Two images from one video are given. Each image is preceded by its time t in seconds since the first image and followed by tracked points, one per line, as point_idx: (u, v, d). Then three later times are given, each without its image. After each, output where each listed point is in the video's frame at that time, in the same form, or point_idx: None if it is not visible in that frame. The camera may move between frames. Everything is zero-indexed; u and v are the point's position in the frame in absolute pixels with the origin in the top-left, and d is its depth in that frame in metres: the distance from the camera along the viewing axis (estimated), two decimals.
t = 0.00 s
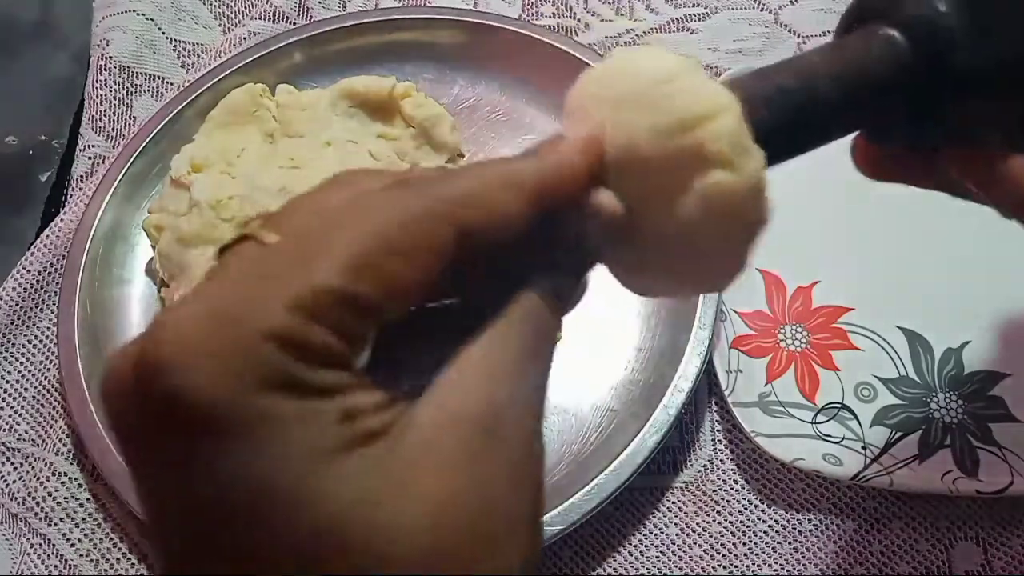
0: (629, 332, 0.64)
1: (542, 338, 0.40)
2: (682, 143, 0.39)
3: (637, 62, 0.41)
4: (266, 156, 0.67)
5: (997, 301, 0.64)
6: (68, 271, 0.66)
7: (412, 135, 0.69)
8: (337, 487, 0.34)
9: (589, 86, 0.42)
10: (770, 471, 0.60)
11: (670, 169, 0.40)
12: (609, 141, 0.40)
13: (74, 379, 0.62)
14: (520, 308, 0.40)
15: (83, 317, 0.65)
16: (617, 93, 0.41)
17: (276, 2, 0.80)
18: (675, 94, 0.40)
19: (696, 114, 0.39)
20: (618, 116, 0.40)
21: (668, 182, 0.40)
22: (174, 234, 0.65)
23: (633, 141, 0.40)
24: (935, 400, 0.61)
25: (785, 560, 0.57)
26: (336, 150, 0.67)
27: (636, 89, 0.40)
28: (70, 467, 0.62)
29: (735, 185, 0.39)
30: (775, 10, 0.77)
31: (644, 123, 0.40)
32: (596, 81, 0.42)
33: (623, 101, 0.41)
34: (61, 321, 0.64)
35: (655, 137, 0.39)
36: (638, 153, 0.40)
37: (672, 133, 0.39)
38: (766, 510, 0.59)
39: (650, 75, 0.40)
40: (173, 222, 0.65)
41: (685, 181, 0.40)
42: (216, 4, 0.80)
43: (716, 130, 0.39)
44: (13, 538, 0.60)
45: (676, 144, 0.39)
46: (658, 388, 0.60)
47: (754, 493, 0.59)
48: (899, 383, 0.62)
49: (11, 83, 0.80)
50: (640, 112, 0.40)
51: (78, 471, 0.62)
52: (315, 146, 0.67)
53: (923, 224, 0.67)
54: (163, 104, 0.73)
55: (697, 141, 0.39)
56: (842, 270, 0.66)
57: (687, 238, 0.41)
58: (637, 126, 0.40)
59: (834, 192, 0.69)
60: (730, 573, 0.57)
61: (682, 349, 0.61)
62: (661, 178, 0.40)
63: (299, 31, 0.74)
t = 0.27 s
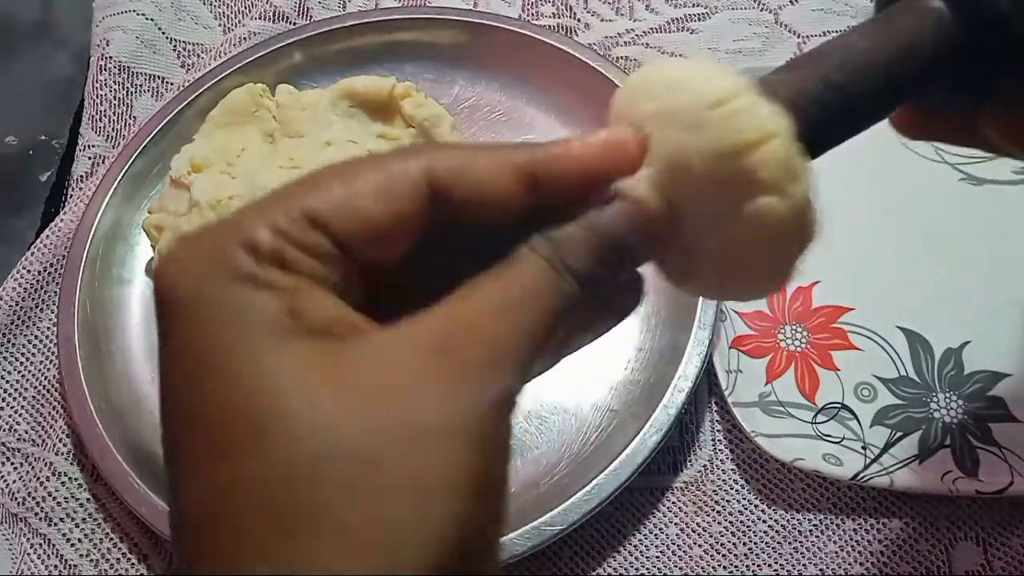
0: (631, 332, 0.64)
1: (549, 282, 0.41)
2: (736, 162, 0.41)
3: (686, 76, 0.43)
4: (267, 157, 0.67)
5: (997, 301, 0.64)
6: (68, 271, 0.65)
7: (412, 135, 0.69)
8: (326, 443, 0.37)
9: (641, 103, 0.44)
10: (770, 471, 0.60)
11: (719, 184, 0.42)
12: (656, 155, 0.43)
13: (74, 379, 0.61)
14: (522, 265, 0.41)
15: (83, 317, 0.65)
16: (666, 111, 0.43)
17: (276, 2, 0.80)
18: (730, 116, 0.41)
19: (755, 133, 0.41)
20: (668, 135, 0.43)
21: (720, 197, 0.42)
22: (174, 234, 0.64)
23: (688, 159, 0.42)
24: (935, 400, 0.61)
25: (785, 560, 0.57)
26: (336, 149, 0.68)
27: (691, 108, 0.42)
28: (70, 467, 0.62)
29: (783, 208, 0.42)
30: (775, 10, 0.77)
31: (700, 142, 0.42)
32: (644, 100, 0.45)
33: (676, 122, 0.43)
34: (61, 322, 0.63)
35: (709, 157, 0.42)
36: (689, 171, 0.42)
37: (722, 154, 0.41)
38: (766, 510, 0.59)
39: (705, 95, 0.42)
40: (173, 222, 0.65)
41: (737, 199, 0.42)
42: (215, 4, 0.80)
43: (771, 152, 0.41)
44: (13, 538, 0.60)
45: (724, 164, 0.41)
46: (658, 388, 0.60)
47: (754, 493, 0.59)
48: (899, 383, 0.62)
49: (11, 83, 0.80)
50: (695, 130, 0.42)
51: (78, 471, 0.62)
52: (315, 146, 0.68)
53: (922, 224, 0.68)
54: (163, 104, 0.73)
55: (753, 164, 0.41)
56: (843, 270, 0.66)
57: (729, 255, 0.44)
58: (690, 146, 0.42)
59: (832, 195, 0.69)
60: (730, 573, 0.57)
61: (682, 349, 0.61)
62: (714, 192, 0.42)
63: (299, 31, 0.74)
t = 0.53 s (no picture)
0: (629, 332, 0.64)
1: (564, 233, 0.38)
2: (839, 114, 0.40)
3: (764, 32, 0.42)
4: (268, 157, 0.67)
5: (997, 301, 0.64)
6: (68, 271, 0.66)
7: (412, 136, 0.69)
8: (302, 421, 0.36)
9: (702, 63, 0.43)
10: (770, 471, 0.60)
11: (806, 142, 0.40)
12: (728, 111, 0.41)
13: (74, 379, 0.61)
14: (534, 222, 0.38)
15: (83, 317, 0.65)
16: (733, 68, 0.42)
17: (276, 2, 0.80)
18: (815, 63, 0.41)
19: (842, 85, 0.40)
20: (742, 88, 0.41)
21: (812, 158, 0.41)
22: (175, 235, 0.65)
23: (773, 117, 0.40)
24: (935, 400, 0.61)
25: (785, 560, 0.57)
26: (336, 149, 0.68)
27: (769, 60, 0.41)
28: (70, 467, 0.62)
29: (893, 157, 0.41)
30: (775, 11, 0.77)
31: (780, 96, 0.40)
32: (702, 60, 0.43)
33: (747, 75, 0.41)
34: (61, 322, 0.63)
35: (798, 113, 0.40)
36: (783, 124, 0.40)
37: (814, 107, 0.40)
38: (766, 510, 0.59)
39: (784, 43, 0.41)
40: (173, 223, 0.65)
41: (822, 158, 0.41)
42: (216, 4, 0.80)
43: (869, 99, 0.41)
44: (13, 537, 0.60)
45: (821, 118, 0.40)
46: (658, 387, 0.60)
47: (754, 493, 0.59)
48: (899, 383, 0.62)
49: (11, 83, 0.80)
50: (776, 83, 0.41)
51: (78, 471, 0.62)
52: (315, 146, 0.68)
53: (921, 225, 0.68)
54: (163, 104, 0.73)
55: (851, 109, 0.40)
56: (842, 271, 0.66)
57: (811, 227, 0.42)
58: (773, 98, 0.41)
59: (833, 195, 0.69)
60: (730, 573, 0.57)
61: (682, 349, 0.61)
62: (811, 149, 0.41)
63: (299, 31, 0.74)
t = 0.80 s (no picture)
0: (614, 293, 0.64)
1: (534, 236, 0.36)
2: (783, 112, 0.37)
3: (716, 29, 0.39)
4: (268, 158, 0.67)
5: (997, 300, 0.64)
6: (68, 270, 0.65)
7: (411, 135, 0.69)
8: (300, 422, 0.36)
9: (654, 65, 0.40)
10: (770, 471, 0.60)
11: (754, 143, 0.38)
12: (681, 111, 0.38)
13: (73, 379, 0.61)
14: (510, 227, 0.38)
15: (83, 317, 0.64)
16: (691, 65, 0.38)
17: (276, 2, 0.80)
18: (762, 63, 0.38)
19: (795, 80, 0.38)
20: (701, 86, 0.38)
21: (764, 160, 0.38)
22: (175, 234, 0.64)
23: (727, 119, 0.37)
24: (935, 400, 0.61)
25: (785, 559, 0.57)
26: (336, 150, 0.68)
27: (722, 59, 0.38)
28: (70, 467, 0.62)
29: (840, 155, 0.37)
30: (775, 11, 0.77)
31: (732, 95, 0.37)
32: (659, 59, 0.40)
33: (707, 71, 0.38)
34: (61, 323, 0.63)
35: (746, 112, 0.37)
36: (728, 126, 0.37)
37: (764, 105, 0.37)
38: (766, 510, 0.59)
39: (738, 40, 0.39)
40: (173, 222, 0.65)
41: (776, 158, 0.38)
42: (216, 4, 0.80)
43: (816, 96, 0.38)
44: (13, 537, 0.60)
45: (769, 118, 0.37)
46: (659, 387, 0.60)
47: (754, 493, 0.59)
48: (899, 383, 0.62)
49: (11, 83, 0.80)
50: (727, 80, 0.38)
51: (78, 470, 0.62)
52: (315, 147, 0.68)
53: (923, 223, 0.68)
54: (164, 104, 0.73)
55: (800, 107, 0.37)
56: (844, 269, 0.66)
57: (766, 229, 0.39)
58: (727, 98, 0.37)
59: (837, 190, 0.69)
60: (730, 573, 0.57)
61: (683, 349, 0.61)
62: (757, 151, 0.38)
63: (298, 31, 0.74)
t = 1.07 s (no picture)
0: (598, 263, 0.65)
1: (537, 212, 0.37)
2: (782, 93, 0.38)
3: (709, 14, 0.40)
4: (268, 158, 0.67)
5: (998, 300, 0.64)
6: (68, 270, 0.65)
7: (411, 135, 0.69)
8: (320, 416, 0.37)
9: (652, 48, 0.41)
10: (771, 471, 0.60)
11: (757, 122, 0.39)
12: (679, 93, 0.39)
13: (73, 379, 0.61)
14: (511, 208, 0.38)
15: (83, 317, 0.64)
16: (686, 48, 0.40)
17: (276, 2, 0.80)
18: (760, 43, 0.39)
19: (794, 59, 0.39)
20: (695, 68, 0.39)
21: (761, 140, 0.39)
22: (175, 234, 0.64)
23: (723, 99, 0.38)
24: (935, 400, 0.61)
25: (785, 560, 0.57)
26: (336, 150, 0.68)
27: (718, 41, 0.39)
28: (70, 467, 0.62)
29: (842, 134, 0.39)
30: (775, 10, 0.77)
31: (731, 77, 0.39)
32: (655, 44, 0.41)
33: (703, 53, 0.39)
34: (61, 323, 0.63)
35: (744, 92, 0.38)
36: (723, 103, 0.38)
37: (762, 85, 0.38)
38: (766, 510, 0.59)
39: (730, 22, 0.40)
40: (173, 222, 0.65)
41: (774, 139, 0.39)
42: (216, 4, 0.80)
43: (814, 75, 0.39)
44: (13, 537, 0.60)
45: (766, 98, 0.38)
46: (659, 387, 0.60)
47: (754, 493, 0.59)
48: (899, 383, 0.62)
49: (11, 83, 0.80)
50: (727, 60, 0.39)
51: (78, 471, 0.62)
52: (315, 147, 0.68)
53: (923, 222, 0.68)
54: (164, 104, 0.73)
55: (800, 86, 0.38)
56: (844, 270, 0.66)
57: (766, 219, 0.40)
58: (727, 76, 0.39)
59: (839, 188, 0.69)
60: (730, 573, 0.57)
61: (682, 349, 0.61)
62: (755, 131, 0.39)
63: (298, 31, 0.74)
